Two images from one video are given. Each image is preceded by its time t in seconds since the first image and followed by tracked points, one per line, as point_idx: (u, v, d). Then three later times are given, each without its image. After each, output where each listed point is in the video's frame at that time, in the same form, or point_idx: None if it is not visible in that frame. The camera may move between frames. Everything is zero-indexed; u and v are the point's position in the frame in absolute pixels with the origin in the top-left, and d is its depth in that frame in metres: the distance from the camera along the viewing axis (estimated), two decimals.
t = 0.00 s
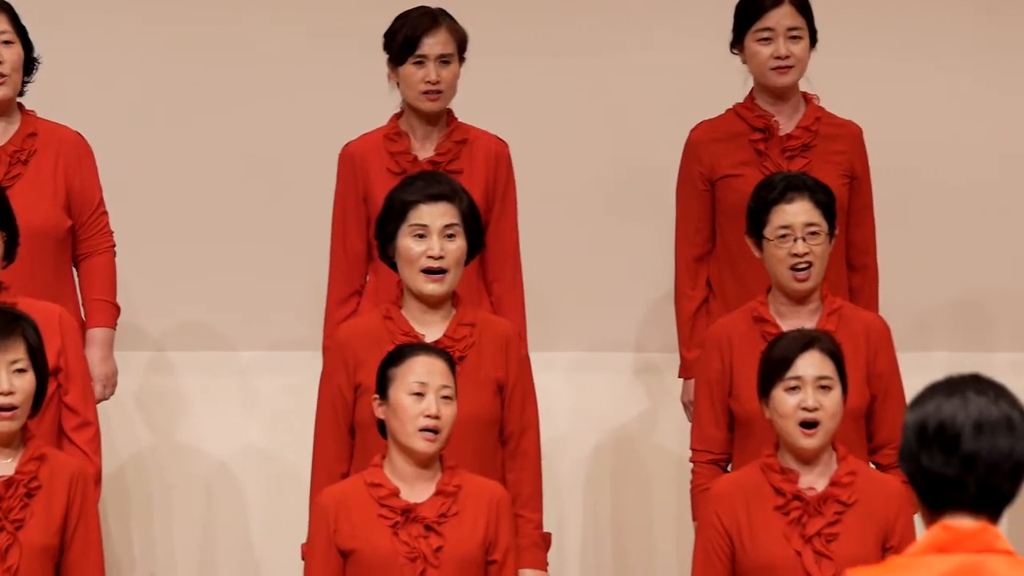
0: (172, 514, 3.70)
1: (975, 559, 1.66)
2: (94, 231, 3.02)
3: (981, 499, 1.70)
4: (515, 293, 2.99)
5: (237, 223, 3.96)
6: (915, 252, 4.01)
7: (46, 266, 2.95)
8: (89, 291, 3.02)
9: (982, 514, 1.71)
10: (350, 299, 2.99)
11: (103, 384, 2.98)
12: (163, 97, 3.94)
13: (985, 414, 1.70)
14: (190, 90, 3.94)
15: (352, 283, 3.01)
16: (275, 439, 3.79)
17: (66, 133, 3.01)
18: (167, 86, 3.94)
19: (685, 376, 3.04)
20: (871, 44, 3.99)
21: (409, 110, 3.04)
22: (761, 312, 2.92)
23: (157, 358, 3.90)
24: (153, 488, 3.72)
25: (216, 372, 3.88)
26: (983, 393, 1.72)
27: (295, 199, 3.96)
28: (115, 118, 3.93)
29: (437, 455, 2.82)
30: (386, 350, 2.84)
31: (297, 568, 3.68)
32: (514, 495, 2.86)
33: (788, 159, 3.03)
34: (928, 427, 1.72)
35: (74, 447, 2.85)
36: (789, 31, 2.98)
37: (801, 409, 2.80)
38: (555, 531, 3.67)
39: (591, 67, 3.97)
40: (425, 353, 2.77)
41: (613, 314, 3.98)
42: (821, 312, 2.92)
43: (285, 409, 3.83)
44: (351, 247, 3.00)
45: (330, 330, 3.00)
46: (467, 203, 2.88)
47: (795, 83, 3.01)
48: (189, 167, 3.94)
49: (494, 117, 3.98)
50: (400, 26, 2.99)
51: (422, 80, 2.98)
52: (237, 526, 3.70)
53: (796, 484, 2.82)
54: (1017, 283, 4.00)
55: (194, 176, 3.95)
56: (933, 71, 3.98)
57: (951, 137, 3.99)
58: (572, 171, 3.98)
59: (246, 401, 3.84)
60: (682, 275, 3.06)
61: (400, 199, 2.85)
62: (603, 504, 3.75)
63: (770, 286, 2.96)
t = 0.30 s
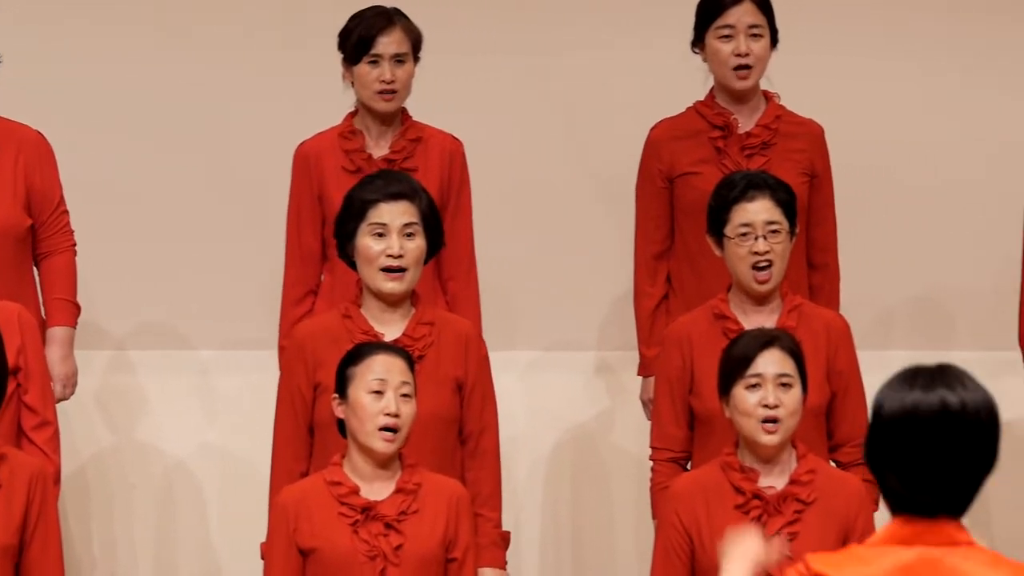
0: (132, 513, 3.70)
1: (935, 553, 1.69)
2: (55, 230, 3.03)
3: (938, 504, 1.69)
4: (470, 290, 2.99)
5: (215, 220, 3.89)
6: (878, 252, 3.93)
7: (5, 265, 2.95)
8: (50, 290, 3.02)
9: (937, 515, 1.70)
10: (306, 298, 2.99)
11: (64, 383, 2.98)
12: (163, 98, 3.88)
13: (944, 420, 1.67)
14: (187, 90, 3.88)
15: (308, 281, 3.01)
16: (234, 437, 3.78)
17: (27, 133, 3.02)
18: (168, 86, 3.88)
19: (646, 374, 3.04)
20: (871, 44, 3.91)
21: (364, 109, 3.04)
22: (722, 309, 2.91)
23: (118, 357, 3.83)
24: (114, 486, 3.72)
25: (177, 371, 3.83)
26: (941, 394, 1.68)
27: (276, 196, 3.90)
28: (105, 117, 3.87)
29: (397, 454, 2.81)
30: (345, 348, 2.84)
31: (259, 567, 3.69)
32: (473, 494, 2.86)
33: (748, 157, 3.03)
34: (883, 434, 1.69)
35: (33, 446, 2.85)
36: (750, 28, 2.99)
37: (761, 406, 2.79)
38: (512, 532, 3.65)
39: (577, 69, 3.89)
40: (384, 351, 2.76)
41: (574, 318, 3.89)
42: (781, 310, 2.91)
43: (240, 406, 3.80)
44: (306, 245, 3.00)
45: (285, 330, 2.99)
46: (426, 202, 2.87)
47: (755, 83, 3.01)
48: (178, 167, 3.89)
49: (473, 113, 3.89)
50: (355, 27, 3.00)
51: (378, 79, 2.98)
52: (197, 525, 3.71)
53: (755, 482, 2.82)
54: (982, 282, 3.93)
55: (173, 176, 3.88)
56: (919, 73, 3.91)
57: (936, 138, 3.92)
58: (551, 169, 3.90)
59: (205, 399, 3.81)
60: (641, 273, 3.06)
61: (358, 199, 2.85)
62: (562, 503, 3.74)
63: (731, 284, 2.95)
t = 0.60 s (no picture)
0: (79, 513, 3.67)
1: (886, 554, 1.73)
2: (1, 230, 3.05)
3: (894, 502, 1.77)
4: (412, 289, 3.00)
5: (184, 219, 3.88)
6: (830, 252, 3.89)
7: None
8: None
9: (892, 516, 1.77)
10: (247, 298, 3.01)
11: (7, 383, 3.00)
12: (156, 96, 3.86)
13: (904, 414, 1.77)
14: (174, 89, 3.86)
15: (251, 281, 3.03)
16: (183, 437, 3.74)
17: None
18: (155, 85, 3.86)
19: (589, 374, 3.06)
20: (844, 46, 3.88)
21: (306, 109, 3.04)
22: (670, 307, 2.87)
23: (66, 359, 3.80)
24: (62, 485, 3.68)
25: (122, 372, 3.80)
26: (903, 393, 1.78)
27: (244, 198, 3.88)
28: (84, 114, 3.85)
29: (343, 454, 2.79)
30: (290, 346, 2.83)
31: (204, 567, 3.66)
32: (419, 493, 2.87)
33: (692, 155, 3.04)
34: (846, 426, 1.78)
35: None
36: (695, 28, 2.99)
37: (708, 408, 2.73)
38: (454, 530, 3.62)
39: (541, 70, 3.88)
40: (332, 353, 2.73)
41: (515, 316, 3.88)
42: (728, 309, 2.88)
43: (188, 406, 3.76)
44: (248, 244, 3.01)
45: (227, 330, 3.00)
46: (372, 202, 2.86)
47: (700, 82, 3.02)
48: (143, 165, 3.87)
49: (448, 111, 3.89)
50: (296, 27, 3.00)
51: (320, 79, 2.98)
52: (144, 525, 3.68)
53: (702, 480, 2.75)
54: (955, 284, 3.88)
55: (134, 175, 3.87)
56: (893, 76, 3.88)
57: (899, 143, 3.88)
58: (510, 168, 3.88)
59: (153, 400, 3.77)
60: (586, 272, 3.07)
61: (305, 198, 2.83)
62: (508, 501, 3.70)
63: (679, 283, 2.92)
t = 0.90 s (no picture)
0: (15, 513, 3.67)
1: (826, 546, 1.71)
2: None
3: (832, 488, 1.75)
4: (347, 290, 3.01)
5: (130, 219, 3.83)
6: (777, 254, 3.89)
7: None
8: None
9: (831, 505, 1.75)
10: (182, 299, 3.00)
11: None
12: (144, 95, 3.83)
13: (835, 402, 1.75)
14: (127, 88, 3.82)
15: (185, 283, 3.01)
16: (121, 439, 3.71)
17: None
18: (107, 84, 3.82)
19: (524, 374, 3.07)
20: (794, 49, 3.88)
21: (240, 111, 3.04)
22: (606, 308, 2.87)
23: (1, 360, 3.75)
24: None
25: (56, 374, 3.74)
26: (833, 381, 1.77)
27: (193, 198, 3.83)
28: (35, 113, 3.81)
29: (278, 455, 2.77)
30: (226, 348, 2.82)
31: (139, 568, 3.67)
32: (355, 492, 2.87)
33: (628, 156, 3.05)
34: (778, 416, 1.76)
35: None
36: (629, 29, 3.03)
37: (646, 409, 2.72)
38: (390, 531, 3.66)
39: (492, 71, 3.87)
40: (269, 356, 2.71)
41: (458, 318, 3.85)
42: (665, 310, 2.87)
43: (124, 406, 3.73)
44: (182, 245, 3.00)
45: (161, 331, 2.99)
46: (308, 202, 2.86)
47: (637, 82, 3.05)
48: (91, 165, 3.82)
49: (403, 112, 3.86)
50: (230, 29, 3.00)
51: (253, 82, 2.99)
52: (80, 525, 3.68)
53: (639, 481, 2.73)
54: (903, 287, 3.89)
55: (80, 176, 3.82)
56: (845, 79, 3.88)
57: (847, 146, 3.89)
58: (459, 170, 3.87)
59: (90, 403, 3.72)
60: (522, 272, 3.09)
61: (241, 198, 2.83)
62: (443, 503, 3.73)
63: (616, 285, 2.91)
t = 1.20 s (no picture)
0: None
1: (764, 554, 1.72)
2: None
3: (771, 497, 1.76)
4: (285, 288, 3.01)
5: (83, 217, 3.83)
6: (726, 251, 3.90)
7: None
8: None
9: (770, 513, 1.76)
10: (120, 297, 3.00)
11: None
12: (135, 94, 3.84)
13: (776, 410, 1.76)
14: (83, 85, 3.83)
15: (123, 281, 3.01)
16: (62, 437, 3.70)
17: None
18: (60, 82, 3.82)
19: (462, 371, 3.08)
20: (745, 48, 3.89)
21: (177, 106, 3.04)
22: (545, 307, 2.87)
23: None
24: None
25: None
26: (775, 389, 1.78)
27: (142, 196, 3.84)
28: None
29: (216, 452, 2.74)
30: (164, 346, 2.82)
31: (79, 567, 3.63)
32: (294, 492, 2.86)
33: (567, 154, 3.07)
34: (719, 423, 1.77)
35: None
36: (569, 27, 3.04)
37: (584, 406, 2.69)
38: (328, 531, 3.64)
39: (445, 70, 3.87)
40: (204, 349, 2.70)
41: (406, 315, 3.86)
42: (604, 308, 2.88)
43: (63, 404, 3.73)
44: (121, 243, 3.00)
45: (100, 329, 2.99)
46: (247, 199, 2.85)
47: (578, 78, 3.07)
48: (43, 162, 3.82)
49: (356, 111, 3.86)
50: (167, 25, 3.00)
51: (191, 78, 2.99)
52: (21, 525, 3.65)
53: (579, 478, 2.70)
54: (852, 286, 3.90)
55: (37, 171, 3.82)
56: (795, 78, 3.90)
57: (797, 144, 3.90)
58: (410, 168, 3.87)
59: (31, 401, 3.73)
60: (461, 269, 3.11)
61: (180, 194, 2.83)
62: (382, 504, 3.71)
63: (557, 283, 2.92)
